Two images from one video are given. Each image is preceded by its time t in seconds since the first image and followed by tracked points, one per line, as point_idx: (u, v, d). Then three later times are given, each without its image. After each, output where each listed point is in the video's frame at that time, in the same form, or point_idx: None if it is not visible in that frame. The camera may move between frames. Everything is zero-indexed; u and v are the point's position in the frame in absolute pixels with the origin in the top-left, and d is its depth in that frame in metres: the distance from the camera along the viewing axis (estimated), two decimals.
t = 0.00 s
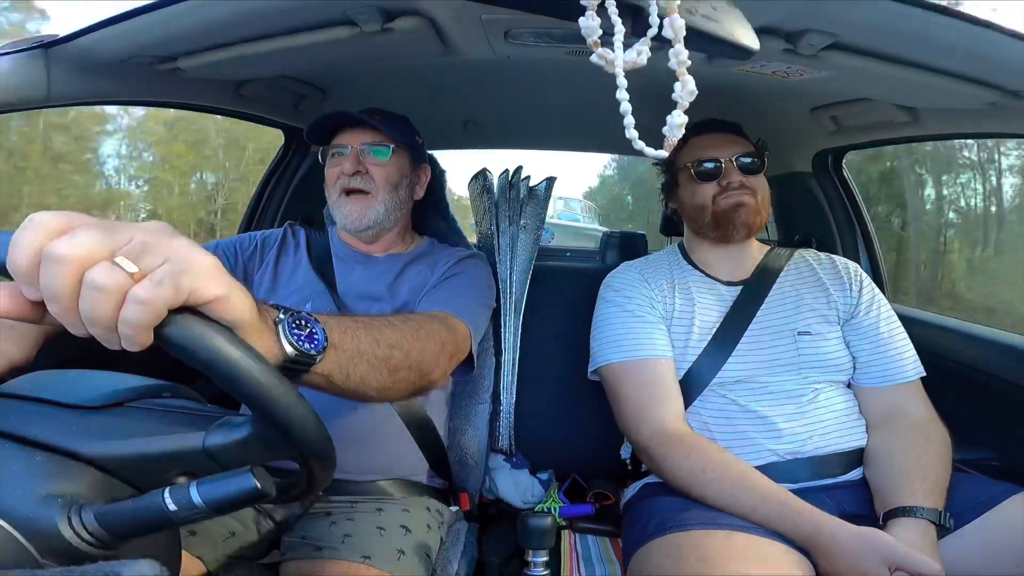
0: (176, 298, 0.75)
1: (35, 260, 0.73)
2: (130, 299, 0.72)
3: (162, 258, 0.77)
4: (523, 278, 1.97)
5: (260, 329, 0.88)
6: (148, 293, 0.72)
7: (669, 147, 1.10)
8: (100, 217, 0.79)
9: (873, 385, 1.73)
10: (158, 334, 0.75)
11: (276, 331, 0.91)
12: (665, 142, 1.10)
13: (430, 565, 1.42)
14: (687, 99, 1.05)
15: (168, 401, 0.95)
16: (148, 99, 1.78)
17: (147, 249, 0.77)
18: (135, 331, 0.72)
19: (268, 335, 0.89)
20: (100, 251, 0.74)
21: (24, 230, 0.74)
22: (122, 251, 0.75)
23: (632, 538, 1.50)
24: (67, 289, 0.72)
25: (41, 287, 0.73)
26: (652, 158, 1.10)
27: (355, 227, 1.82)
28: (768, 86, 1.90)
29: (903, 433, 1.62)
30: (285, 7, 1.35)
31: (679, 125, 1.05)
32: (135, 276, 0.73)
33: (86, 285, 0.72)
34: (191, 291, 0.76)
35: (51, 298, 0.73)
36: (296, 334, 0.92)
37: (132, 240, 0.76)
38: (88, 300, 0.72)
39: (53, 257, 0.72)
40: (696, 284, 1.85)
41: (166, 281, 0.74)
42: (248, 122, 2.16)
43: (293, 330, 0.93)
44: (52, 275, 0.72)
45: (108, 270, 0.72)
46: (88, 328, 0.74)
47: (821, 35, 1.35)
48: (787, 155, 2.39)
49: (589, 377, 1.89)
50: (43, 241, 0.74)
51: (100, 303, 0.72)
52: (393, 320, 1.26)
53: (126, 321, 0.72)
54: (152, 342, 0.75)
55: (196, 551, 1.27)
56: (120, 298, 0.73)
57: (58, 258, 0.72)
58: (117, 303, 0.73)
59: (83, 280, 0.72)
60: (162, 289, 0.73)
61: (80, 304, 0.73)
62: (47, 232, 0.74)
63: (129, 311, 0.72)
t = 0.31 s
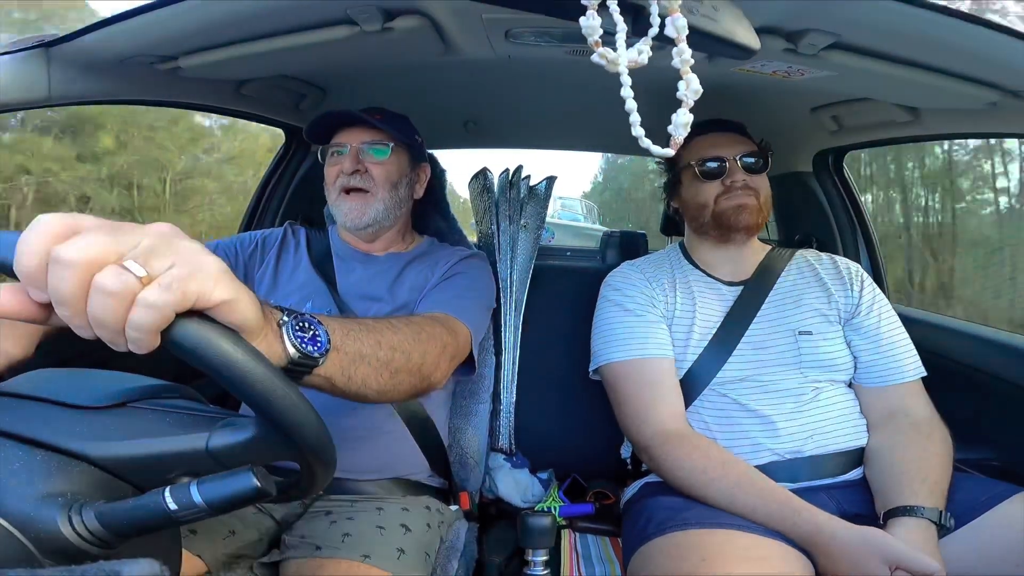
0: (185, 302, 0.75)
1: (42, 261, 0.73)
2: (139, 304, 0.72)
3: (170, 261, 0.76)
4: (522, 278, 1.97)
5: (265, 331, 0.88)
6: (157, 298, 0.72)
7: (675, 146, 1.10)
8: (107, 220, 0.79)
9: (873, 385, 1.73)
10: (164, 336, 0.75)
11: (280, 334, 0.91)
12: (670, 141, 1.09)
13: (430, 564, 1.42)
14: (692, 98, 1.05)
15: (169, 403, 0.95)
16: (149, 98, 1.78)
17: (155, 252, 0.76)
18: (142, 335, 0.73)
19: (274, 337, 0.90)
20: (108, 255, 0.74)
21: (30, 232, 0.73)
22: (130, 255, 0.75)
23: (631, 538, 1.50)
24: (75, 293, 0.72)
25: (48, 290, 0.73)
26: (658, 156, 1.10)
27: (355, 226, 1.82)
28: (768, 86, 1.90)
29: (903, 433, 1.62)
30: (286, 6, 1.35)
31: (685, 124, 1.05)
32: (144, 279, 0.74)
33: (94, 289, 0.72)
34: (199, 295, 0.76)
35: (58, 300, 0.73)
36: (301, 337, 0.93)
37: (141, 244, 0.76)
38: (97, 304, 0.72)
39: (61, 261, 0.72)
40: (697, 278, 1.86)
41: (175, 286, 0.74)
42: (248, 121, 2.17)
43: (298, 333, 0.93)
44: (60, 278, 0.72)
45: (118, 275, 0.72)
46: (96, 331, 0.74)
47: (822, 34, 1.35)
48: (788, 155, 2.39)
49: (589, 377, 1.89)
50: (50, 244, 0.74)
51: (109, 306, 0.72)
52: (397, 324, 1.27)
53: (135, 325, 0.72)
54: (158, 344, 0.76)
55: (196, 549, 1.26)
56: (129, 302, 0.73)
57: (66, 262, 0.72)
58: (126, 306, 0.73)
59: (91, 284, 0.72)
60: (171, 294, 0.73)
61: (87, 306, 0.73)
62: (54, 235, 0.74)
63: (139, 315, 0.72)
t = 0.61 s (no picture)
0: (188, 305, 0.75)
1: (44, 265, 0.73)
2: (142, 307, 0.72)
3: (172, 265, 0.77)
4: (522, 277, 1.97)
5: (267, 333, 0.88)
6: (160, 301, 0.73)
7: (662, 146, 1.09)
8: (109, 224, 0.80)
9: (872, 385, 1.73)
10: (166, 340, 0.75)
11: (282, 336, 0.91)
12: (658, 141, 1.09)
13: (430, 564, 1.42)
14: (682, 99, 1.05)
15: (170, 404, 0.95)
16: (149, 98, 1.78)
17: (157, 256, 0.77)
18: (145, 338, 0.73)
19: (275, 339, 0.89)
20: (111, 258, 0.75)
21: (32, 234, 0.74)
22: (133, 258, 0.76)
23: (631, 538, 1.51)
24: (76, 295, 0.73)
25: (50, 292, 0.73)
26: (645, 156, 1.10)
27: (353, 225, 1.81)
28: (768, 86, 1.90)
29: (902, 433, 1.63)
30: (286, 6, 1.35)
31: (673, 124, 1.05)
32: (147, 283, 0.74)
33: (97, 291, 0.72)
34: (202, 298, 0.76)
35: (60, 303, 0.73)
36: (302, 339, 0.93)
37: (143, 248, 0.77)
38: (100, 306, 0.73)
39: (63, 263, 0.72)
40: (695, 277, 1.86)
41: (178, 289, 0.74)
42: (247, 120, 2.16)
43: (299, 334, 0.93)
44: (62, 281, 0.72)
45: (121, 277, 0.73)
46: (97, 333, 0.74)
47: (821, 34, 1.35)
48: (787, 155, 2.38)
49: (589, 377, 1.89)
50: (53, 247, 0.74)
51: (111, 309, 0.73)
52: (397, 326, 1.27)
53: (138, 328, 0.72)
54: (159, 348, 0.75)
55: (196, 550, 1.27)
56: (131, 305, 0.73)
57: (69, 264, 0.72)
58: (128, 309, 0.73)
59: (94, 286, 0.73)
60: (173, 297, 0.74)
61: (90, 309, 0.73)
62: (57, 238, 0.74)
63: (141, 318, 0.72)
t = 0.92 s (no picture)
0: (175, 298, 0.75)
1: (33, 262, 0.74)
2: (129, 300, 0.72)
3: (160, 260, 0.77)
4: (523, 277, 1.96)
5: (262, 327, 0.88)
6: (146, 294, 0.72)
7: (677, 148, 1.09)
8: (98, 222, 0.80)
9: (873, 384, 1.73)
10: (157, 334, 0.74)
11: (278, 329, 0.91)
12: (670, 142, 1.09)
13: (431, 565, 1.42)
14: (693, 97, 1.05)
15: (169, 401, 0.94)
16: (148, 99, 1.78)
17: (145, 251, 0.77)
18: (133, 332, 0.72)
19: (271, 332, 0.90)
20: (98, 253, 0.74)
21: (19, 231, 0.74)
22: (120, 253, 0.76)
23: (632, 538, 1.50)
24: (64, 290, 0.72)
25: (39, 289, 0.73)
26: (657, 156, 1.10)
27: (353, 225, 1.81)
28: (767, 85, 1.90)
29: (902, 432, 1.63)
30: (285, 6, 1.35)
31: (683, 125, 1.06)
32: (134, 277, 0.74)
33: (85, 286, 0.72)
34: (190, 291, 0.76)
35: (49, 299, 0.73)
36: (298, 331, 0.93)
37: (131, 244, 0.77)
38: (87, 301, 0.72)
39: (50, 258, 0.72)
40: (694, 275, 1.86)
41: (165, 282, 0.74)
42: (246, 121, 2.16)
43: (295, 327, 0.93)
44: (50, 277, 0.72)
45: (107, 272, 0.73)
46: (88, 329, 0.74)
47: (821, 33, 1.35)
48: (787, 154, 2.39)
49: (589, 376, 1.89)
50: (41, 244, 0.74)
51: (99, 304, 0.72)
52: (395, 319, 1.27)
53: (126, 322, 0.72)
54: (150, 343, 0.75)
55: (198, 551, 1.26)
56: (118, 300, 0.73)
57: (56, 259, 0.72)
58: (116, 304, 0.73)
59: (81, 281, 0.72)
60: (161, 290, 0.73)
61: (78, 305, 0.73)
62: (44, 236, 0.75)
63: (129, 312, 0.72)
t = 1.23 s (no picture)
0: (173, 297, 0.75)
1: (34, 261, 0.75)
2: (126, 298, 0.72)
3: (159, 260, 0.77)
4: (523, 276, 1.95)
5: (259, 328, 0.89)
6: (144, 292, 0.72)
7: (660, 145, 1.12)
8: (99, 226, 0.81)
9: (872, 386, 1.73)
10: (155, 333, 0.74)
11: (275, 331, 0.91)
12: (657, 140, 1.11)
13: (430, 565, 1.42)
14: (680, 97, 1.06)
15: (167, 400, 0.94)
16: (148, 98, 1.78)
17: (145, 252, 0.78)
18: (131, 330, 0.72)
19: (268, 334, 0.90)
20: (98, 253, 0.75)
21: (21, 233, 0.75)
22: (119, 254, 0.77)
23: (631, 538, 1.50)
24: (63, 289, 0.73)
25: (39, 288, 0.74)
26: (643, 154, 1.12)
27: (354, 226, 1.81)
28: (768, 86, 1.90)
29: (902, 433, 1.63)
30: (285, 7, 1.35)
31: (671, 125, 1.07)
32: (133, 276, 0.74)
33: (84, 285, 0.73)
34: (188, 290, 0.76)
35: (49, 298, 0.73)
36: (296, 332, 0.93)
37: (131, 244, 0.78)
38: (86, 300, 0.73)
39: (50, 258, 0.73)
40: (695, 278, 1.86)
41: (163, 281, 0.74)
42: (247, 121, 2.16)
43: (293, 328, 0.94)
44: (50, 276, 0.73)
45: (106, 271, 0.73)
46: (86, 328, 0.74)
47: (821, 35, 1.35)
48: (787, 155, 2.38)
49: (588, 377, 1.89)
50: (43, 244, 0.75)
51: (97, 303, 0.73)
52: (393, 320, 1.27)
53: (123, 320, 0.72)
54: (148, 342, 0.75)
55: (196, 550, 1.26)
56: (117, 298, 0.73)
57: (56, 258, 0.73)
58: (114, 302, 0.73)
59: (80, 280, 0.73)
60: (159, 288, 0.74)
61: (77, 303, 0.73)
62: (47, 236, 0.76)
63: (126, 309, 0.72)
